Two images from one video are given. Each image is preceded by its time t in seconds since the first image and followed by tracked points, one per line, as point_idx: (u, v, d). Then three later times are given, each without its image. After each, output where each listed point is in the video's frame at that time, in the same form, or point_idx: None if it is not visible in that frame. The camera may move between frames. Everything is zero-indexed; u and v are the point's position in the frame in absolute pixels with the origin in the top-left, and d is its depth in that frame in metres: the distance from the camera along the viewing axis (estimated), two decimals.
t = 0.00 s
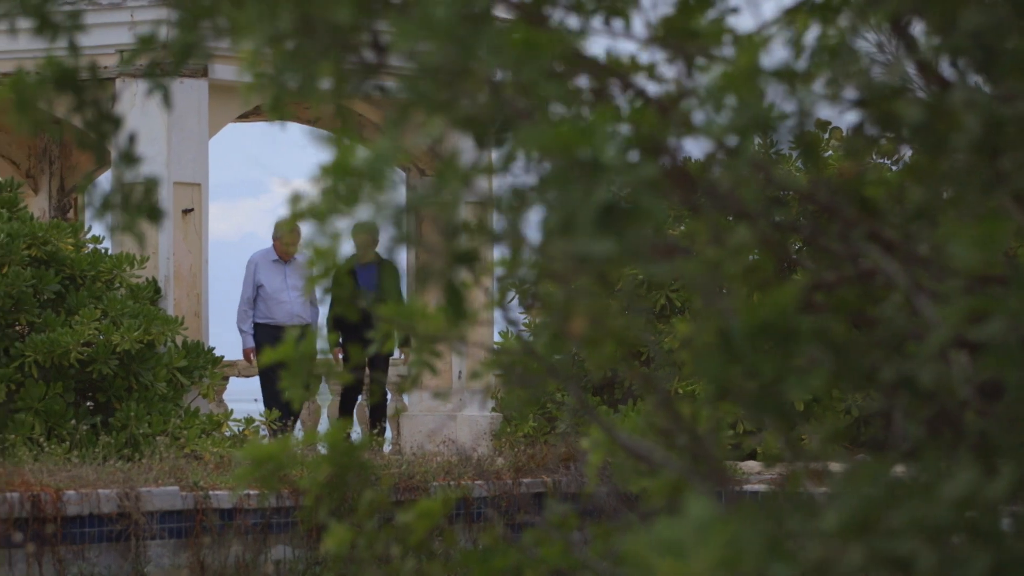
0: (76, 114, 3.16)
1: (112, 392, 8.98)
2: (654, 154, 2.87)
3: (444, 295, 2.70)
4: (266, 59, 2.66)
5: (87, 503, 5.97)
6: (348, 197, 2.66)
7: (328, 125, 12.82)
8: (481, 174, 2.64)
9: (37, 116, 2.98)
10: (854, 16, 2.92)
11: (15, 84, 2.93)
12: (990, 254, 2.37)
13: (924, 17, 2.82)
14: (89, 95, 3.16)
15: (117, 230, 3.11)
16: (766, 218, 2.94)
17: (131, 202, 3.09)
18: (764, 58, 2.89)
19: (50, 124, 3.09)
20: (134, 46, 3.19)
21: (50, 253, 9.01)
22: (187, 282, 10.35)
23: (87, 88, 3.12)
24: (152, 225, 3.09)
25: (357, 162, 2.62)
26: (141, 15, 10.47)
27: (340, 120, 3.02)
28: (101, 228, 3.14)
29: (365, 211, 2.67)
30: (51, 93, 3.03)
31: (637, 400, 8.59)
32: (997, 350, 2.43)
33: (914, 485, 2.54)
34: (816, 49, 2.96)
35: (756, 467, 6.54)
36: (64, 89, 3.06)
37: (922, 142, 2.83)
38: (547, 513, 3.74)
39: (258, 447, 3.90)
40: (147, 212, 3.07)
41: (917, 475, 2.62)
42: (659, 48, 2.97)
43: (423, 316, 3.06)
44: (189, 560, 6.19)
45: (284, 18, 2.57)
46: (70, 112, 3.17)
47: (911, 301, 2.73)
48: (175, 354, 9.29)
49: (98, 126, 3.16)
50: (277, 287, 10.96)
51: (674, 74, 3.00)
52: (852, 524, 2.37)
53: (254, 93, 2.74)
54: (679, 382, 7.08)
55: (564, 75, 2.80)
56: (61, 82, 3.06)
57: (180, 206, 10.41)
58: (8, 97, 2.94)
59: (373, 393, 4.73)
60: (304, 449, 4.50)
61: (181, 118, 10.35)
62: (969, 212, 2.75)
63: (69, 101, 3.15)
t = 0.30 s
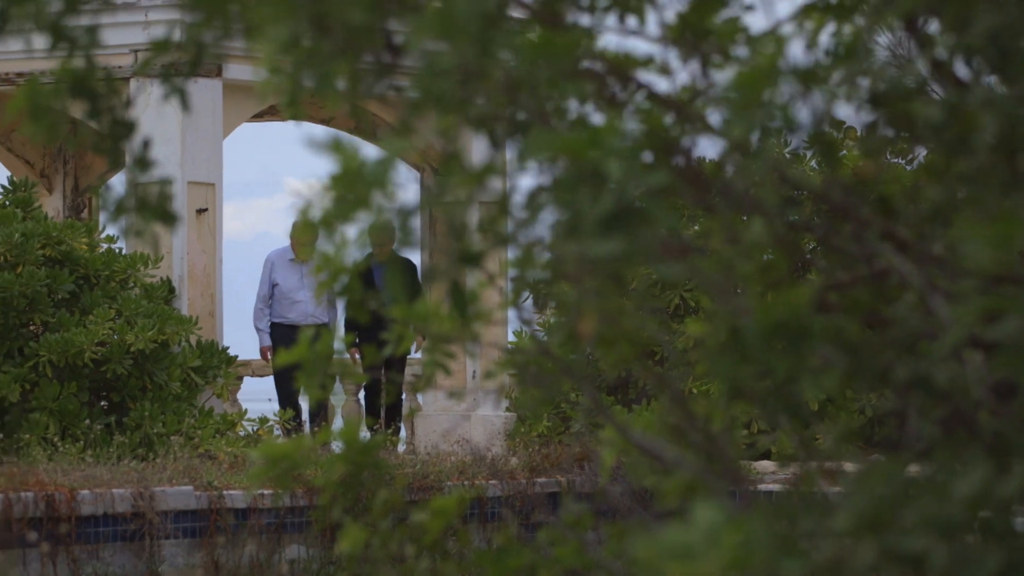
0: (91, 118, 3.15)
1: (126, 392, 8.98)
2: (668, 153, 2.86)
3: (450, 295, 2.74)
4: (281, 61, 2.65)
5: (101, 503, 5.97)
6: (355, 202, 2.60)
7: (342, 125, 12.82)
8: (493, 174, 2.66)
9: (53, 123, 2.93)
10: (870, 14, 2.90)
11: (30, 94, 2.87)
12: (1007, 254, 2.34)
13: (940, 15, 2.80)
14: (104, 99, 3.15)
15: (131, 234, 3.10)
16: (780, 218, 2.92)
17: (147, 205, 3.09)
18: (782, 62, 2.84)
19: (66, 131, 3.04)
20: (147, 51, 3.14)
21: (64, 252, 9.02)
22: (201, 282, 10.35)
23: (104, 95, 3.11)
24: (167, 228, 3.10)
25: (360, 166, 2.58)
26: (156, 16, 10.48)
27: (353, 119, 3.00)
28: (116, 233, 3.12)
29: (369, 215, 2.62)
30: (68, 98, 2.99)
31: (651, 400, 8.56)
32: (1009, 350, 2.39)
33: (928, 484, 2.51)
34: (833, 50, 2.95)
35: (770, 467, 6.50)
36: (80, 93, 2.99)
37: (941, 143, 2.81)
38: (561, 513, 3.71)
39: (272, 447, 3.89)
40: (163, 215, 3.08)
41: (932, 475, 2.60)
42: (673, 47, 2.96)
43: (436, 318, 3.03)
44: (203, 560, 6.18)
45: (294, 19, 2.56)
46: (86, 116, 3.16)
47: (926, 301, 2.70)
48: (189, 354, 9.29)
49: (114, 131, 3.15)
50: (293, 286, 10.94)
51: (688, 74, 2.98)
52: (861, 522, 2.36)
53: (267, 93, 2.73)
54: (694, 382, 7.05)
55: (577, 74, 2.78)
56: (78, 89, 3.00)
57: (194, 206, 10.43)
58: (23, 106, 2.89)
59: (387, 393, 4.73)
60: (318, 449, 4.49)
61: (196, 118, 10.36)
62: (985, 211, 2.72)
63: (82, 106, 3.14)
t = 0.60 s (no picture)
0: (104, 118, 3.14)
1: (139, 391, 8.99)
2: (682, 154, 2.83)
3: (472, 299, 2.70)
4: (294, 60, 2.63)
5: (115, 502, 5.96)
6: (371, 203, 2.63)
7: (355, 124, 12.81)
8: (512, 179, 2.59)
9: (65, 122, 2.92)
10: (884, 14, 2.89)
11: (42, 92, 2.85)
12: None
13: (955, 14, 2.79)
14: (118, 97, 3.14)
15: (148, 231, 3.13)
16: (794, 217, 2.91)
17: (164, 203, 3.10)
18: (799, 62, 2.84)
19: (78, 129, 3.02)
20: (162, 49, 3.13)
21: (78, 252, 9.04)
22: (214, 281, 10.35)
23: (117, 92, 3.09)
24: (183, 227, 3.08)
25: (378, 166, 2.58)
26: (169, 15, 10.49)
27: (367, 118, 2.99)
28: (135, 229, 3.17)
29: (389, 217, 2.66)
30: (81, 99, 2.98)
31: (664, 399, 8.54)
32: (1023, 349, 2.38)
33: (945, 484, 2.50)
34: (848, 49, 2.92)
35: (783, 465, 6.48)
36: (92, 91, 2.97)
37: (956, 144, 2.79)
38: (574, 512, 3.70)
39: (285, 446, 3.88)
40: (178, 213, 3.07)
41: (947, 474, 2.58)
42: (686, 48, 2.95)
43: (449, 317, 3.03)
44: (217, 559, 6.16)
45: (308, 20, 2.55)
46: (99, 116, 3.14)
47: (939, 300, 2.69)
48: (203, 353, 9.29)
49: (128, 128, 3.14)
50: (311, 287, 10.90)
51: (702, 74, 2.97)
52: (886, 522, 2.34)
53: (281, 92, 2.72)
54: (707, 382, 7.03)
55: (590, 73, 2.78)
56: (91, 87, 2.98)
57: (208, 206, 10.43)
58: (35, 104, 2.88)
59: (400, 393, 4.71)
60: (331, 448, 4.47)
61: (210, 118, 10.37)
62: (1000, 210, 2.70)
63: (95, 105, 3.13)
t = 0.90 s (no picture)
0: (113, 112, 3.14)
1: (149, 391, 8.99)
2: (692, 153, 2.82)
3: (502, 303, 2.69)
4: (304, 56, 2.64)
5: (125, 502, 5.94)
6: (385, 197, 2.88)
7: (366, 124, 12.80)
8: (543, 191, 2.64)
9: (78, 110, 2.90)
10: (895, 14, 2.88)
11: (58, 76, 2.85)
12: None
13: (966, 15, 2.78)
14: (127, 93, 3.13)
15: (153, 223, 3.06)
16: (805, 217, 2.90)
17: (169, 194, 3.06)
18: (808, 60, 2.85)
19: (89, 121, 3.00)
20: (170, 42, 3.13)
21: (88, 252, 9.04)
22: (224, 280, 10.33)
23: (127, 84, 3.09)
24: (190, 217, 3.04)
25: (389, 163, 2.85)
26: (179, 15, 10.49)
27: (377, 118, 2.99)
28: (136, 221, 3.07)
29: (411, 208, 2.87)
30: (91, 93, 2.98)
31: (674, 399, 8.53)
32: None
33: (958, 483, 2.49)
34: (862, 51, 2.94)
35: (793, 465, 6.47)
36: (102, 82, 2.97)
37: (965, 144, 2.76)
38: (583, 512, 3.70)
39: (295, 445, 3.88)
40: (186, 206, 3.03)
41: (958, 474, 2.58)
42: (696, 47, 2.94)
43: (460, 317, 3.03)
44: (227, 559, 6.16)
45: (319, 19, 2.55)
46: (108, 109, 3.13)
47: (950, 301, 2.68)
48: (213, 353, 9.29)
49: (137, 119, 3.11)
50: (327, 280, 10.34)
51: (712, 73, 2.96)
52: (908, 513, 2.35)
53: (291, 90, 2.71)
54: (718, 382, 7.01)
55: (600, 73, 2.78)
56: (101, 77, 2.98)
57: (218, 205, 10.43)
58: (48, 89, 2.87)
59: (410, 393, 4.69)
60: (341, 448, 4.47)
61: (219, 116, 10.37)
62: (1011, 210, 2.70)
63: (105, 100, 3.13)
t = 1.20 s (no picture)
0: (120, 110, 3.14)
1: (158, 392, 9.00)
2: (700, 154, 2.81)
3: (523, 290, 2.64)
4: (312, 55, 2.63)
5: (134, 502, 5.93)
6: (396, 193, 2.91)
7: (375, 124, 12.80)
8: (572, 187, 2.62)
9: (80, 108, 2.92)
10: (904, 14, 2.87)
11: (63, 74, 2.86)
12: None
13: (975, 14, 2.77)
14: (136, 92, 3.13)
15: (162, 223, 3.06)
16: (814, 217, 2.89)
17: (178, 195, 3.08)
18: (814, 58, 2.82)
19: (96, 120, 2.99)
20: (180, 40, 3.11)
21: (97, 252, 9.05)
22: (233, 280, 10.36)
23: (134, 82, 3.10)
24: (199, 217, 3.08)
25: (397, 161, 2.91)
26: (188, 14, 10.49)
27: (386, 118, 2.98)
28: (145, 221, 3.09)
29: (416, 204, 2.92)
30: (99, 92, 2.97)
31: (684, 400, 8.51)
32: None
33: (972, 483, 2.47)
34: (864, 49, 2.93)
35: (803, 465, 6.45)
36: (110, 80, 2.96)
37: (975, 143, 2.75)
38: (592, 513, 3.68)
39: (304, 445, 3.87)
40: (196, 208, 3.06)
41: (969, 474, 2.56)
42: (704, 48, 2.93)
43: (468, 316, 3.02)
44: (235, 559, 6.13)
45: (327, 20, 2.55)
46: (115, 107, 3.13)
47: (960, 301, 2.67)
48: (222, 353, 9.28)
49: (145, 119, 3.10)
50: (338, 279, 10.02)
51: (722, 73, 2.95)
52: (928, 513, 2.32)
53: (299, 90, 2.71)
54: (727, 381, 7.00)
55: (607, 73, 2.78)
56: (110, 75, 2.97)
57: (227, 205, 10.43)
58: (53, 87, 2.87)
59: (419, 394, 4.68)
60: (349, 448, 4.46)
61: (229, 116, 10.38)
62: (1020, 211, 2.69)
63: (113, 99, 3.14)
